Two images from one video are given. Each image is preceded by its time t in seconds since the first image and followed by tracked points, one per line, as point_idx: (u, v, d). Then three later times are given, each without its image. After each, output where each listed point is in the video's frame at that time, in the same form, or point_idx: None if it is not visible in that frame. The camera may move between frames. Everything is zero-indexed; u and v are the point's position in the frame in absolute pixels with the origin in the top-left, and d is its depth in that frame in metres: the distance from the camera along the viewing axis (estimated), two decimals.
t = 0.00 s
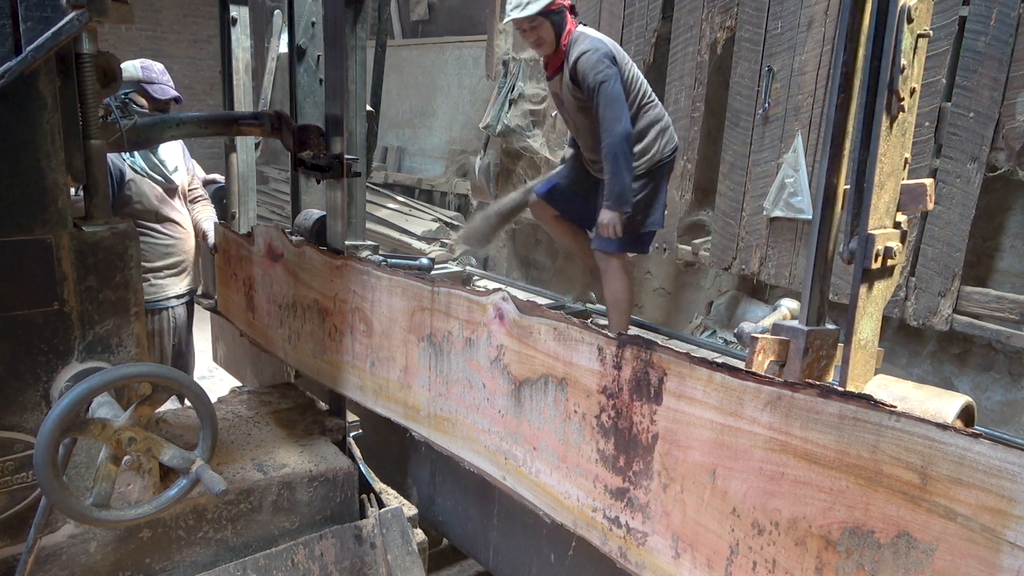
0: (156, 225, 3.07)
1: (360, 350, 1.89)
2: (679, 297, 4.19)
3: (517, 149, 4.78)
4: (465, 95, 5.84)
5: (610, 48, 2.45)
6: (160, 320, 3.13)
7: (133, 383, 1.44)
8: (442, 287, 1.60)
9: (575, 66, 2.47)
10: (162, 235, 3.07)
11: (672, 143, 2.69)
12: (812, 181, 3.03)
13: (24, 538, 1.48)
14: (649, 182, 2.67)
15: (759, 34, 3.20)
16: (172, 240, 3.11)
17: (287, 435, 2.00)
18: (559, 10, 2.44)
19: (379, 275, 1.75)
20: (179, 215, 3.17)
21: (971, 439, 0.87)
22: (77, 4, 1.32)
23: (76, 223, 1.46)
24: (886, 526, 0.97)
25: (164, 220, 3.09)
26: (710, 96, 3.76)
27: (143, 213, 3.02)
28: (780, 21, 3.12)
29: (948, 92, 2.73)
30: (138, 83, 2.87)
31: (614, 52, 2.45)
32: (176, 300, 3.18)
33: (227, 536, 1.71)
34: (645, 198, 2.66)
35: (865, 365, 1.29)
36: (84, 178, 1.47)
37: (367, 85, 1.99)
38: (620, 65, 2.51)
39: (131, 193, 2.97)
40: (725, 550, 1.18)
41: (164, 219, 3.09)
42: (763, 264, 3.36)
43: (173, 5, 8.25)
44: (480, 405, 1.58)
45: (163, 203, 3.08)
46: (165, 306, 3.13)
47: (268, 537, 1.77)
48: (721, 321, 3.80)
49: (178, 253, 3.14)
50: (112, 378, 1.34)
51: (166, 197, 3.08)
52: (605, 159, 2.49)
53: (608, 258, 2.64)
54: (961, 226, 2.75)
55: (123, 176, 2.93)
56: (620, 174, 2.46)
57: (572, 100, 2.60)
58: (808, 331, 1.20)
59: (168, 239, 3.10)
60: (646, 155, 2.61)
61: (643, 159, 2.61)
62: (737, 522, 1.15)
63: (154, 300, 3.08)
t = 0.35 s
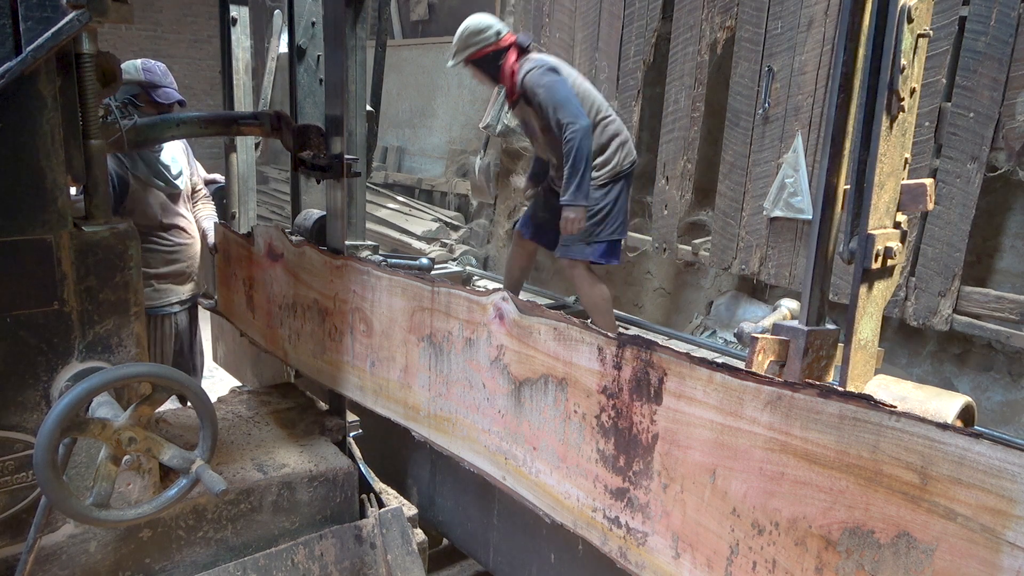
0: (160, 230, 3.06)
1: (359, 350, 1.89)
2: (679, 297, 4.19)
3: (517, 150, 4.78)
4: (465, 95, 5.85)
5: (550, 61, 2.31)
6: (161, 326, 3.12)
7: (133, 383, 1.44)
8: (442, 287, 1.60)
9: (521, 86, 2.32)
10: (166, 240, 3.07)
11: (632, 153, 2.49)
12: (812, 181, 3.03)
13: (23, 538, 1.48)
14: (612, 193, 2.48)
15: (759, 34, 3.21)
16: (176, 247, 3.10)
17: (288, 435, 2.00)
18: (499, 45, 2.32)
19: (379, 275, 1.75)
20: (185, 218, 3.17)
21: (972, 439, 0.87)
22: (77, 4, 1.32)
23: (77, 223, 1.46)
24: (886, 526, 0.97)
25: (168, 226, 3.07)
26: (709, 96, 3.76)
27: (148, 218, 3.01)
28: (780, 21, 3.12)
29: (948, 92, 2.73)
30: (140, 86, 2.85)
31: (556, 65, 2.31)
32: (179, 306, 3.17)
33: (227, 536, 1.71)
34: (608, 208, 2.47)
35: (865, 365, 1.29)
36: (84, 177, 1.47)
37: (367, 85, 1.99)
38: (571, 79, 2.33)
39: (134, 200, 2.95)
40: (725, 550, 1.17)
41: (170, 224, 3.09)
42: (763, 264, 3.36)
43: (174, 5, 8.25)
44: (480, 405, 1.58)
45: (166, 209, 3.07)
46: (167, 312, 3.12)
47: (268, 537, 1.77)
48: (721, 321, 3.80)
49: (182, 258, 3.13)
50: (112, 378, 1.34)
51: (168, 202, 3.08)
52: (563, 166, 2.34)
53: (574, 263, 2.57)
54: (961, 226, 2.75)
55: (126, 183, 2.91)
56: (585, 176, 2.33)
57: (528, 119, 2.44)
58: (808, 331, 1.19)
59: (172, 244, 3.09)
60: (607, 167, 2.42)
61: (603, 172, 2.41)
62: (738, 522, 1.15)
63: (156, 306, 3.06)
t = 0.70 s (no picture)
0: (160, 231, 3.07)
1: (359, 350, 1.90)
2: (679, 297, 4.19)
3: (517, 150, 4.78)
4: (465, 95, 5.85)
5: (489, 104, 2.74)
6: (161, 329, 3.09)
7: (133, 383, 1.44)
8: (442, 287, 1.60)
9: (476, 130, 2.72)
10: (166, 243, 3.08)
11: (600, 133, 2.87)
12: (812, 181, 3.03)
13: (23, 538, 1.48)
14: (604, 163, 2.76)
15: (759, 34, 3.21)
16: (176, 249, 3.11)
17: (288, 435, 2.00)
18: (449, 112, 2.84)
19: (379, 275, 1.75)
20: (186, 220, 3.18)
21: (971, 439, 0.87)
22: (77, 4, 1.32)
23: (76, 223, 1.46)
24: (885, 526, 0.97)
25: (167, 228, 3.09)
26: (709, 96, 3.76)
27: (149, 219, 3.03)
28: (780, 21, 3.12)
29: (948, 92, 2.73)
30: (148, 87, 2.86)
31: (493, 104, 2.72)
32: (178, 309, 3.15)
33: (227, 536, 1.71)
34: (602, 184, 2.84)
35: (864, 365, 1.29)
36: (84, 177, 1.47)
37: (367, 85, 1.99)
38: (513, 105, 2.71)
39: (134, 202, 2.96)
40: (724, 550, 1.18)
41: (171, 225, 3.10)
42: (763, 264, 3.37)
43: (174, 5, 8.26)
44: (480, 405, 1.58)
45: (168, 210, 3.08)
46: (167, 315, 3.10)
47: (268, 537, 1.77)
48: (721, 321, 3.80)
49: (181, 260, 3.13)
50: (112, 378, 1.34)
51: (171, 205, 3.08)
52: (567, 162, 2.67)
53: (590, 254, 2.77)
54: (961, 226, 2.75)
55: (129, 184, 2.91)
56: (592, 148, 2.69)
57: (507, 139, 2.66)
58: (808, 330, 1.20)
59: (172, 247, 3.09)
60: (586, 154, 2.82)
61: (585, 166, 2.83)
62: (737, 522, 1.15)
63: (156, 308, 3.05)
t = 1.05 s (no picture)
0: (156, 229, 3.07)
1: (360, 350, 1.89)
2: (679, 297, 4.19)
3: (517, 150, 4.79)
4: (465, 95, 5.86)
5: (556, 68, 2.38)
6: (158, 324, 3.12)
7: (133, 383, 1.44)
8: (442, 287, 1.60)
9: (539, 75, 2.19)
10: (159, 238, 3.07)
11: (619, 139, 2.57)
12: (812, 181, 3.03)
13: (23, 538, 1.48)
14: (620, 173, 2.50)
15: (759, 34, 3.21)
16: (170, 244, 3.12)
17: (288, 435, 2.00)
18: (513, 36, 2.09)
19: (379, 275, 1.75)
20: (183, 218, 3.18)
21: (971, 439, 0.87)
22: (77, 4, 1.32)
23: (77, 223, 1.46)
24: (885, 526, 0.97)
25: (163, 223, 3.09)
26: (709, 96, 3.76)
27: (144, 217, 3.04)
28: (780, 21, 3.12)
29: (948, 92, 2.73)
30: (156, 83, 2.87)
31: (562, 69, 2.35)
32: (172, 307, 3.17)
33: (227, 536, 1.71)
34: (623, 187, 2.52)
35: (865, 365, 1.29)
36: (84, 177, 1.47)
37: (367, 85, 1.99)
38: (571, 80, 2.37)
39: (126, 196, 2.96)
40: (724, 550, 1.18)
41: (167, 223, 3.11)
42: (763, 264, 3.37)
43: (174, 5, 8.27)
44: (480, 405, 1.58)
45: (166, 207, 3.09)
46: (161, 311, 3.11)
47: (268, 537, 1.77)
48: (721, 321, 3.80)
49: (175, 256, 3.14)
50: (112, 378, 1.34)
51: (168, 203, 3.09)
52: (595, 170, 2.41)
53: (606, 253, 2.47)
54: (962, 226, 2.75)
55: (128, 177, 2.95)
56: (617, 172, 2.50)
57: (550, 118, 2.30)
58: (808, 330, 1.20)
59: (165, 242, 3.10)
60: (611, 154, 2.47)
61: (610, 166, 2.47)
62: (737, 522, 1.15)
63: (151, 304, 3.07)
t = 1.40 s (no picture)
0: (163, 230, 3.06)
1: (360, 350, 1.89)
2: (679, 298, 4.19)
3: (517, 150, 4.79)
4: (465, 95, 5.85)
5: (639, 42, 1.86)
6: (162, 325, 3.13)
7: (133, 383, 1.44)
8: (442, 287, 1.60)
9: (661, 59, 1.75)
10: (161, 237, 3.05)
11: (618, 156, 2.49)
12: (812, 181, 3.03)
13: (23, 539, 1.48)
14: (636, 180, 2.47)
15: (759, 34, 3.21)
16: (175, 244, 3.10)
17: (288, 435, 2.00)
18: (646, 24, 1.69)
19: (379, 275, 1.75)
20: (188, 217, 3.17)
21: (972, 439, 0.87)
22: (77, 4, 1.32)
23: (77, 223, 1.46)
24: (886, 526, 0.97)
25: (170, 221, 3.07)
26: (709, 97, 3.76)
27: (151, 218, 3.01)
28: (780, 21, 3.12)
29: (948, 92, 2.73)
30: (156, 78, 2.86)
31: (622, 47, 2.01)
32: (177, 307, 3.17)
33: (227, 536, 1.71)
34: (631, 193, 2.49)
35: (865, 365, 1.29)
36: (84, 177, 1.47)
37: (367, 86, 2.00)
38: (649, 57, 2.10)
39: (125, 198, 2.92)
40: (725, 550, 1.17)
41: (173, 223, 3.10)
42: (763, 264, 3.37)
43: (173, 5, 8.26)
44: (480, 405, 1.58)
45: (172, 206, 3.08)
46: (166, 312, 3.11)
47: (268, 537, 1.77)
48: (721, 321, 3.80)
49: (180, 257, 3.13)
50: (112, 378, 1.34)
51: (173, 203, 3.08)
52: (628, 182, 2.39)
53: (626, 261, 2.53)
54: (962, 226, 2.75)
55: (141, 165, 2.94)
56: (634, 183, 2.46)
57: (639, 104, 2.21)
58: (808, 331, 1.20)
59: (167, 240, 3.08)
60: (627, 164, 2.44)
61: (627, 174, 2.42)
62: (737, 522, 1.15)
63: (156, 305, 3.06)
